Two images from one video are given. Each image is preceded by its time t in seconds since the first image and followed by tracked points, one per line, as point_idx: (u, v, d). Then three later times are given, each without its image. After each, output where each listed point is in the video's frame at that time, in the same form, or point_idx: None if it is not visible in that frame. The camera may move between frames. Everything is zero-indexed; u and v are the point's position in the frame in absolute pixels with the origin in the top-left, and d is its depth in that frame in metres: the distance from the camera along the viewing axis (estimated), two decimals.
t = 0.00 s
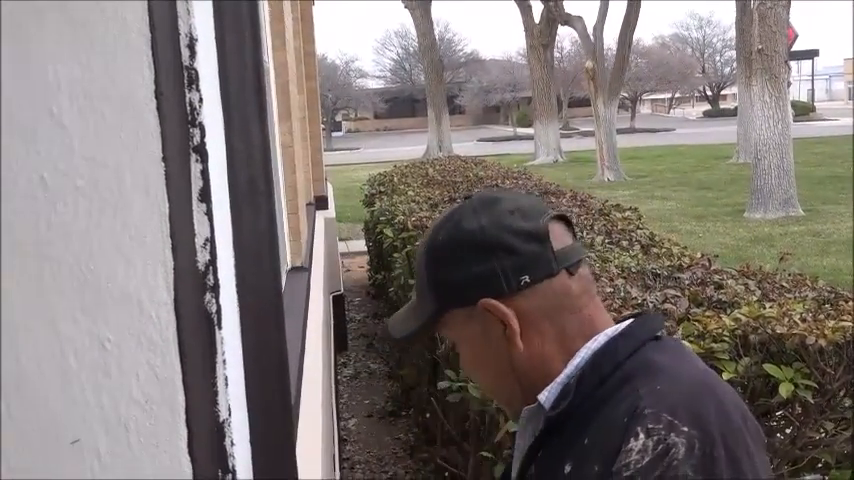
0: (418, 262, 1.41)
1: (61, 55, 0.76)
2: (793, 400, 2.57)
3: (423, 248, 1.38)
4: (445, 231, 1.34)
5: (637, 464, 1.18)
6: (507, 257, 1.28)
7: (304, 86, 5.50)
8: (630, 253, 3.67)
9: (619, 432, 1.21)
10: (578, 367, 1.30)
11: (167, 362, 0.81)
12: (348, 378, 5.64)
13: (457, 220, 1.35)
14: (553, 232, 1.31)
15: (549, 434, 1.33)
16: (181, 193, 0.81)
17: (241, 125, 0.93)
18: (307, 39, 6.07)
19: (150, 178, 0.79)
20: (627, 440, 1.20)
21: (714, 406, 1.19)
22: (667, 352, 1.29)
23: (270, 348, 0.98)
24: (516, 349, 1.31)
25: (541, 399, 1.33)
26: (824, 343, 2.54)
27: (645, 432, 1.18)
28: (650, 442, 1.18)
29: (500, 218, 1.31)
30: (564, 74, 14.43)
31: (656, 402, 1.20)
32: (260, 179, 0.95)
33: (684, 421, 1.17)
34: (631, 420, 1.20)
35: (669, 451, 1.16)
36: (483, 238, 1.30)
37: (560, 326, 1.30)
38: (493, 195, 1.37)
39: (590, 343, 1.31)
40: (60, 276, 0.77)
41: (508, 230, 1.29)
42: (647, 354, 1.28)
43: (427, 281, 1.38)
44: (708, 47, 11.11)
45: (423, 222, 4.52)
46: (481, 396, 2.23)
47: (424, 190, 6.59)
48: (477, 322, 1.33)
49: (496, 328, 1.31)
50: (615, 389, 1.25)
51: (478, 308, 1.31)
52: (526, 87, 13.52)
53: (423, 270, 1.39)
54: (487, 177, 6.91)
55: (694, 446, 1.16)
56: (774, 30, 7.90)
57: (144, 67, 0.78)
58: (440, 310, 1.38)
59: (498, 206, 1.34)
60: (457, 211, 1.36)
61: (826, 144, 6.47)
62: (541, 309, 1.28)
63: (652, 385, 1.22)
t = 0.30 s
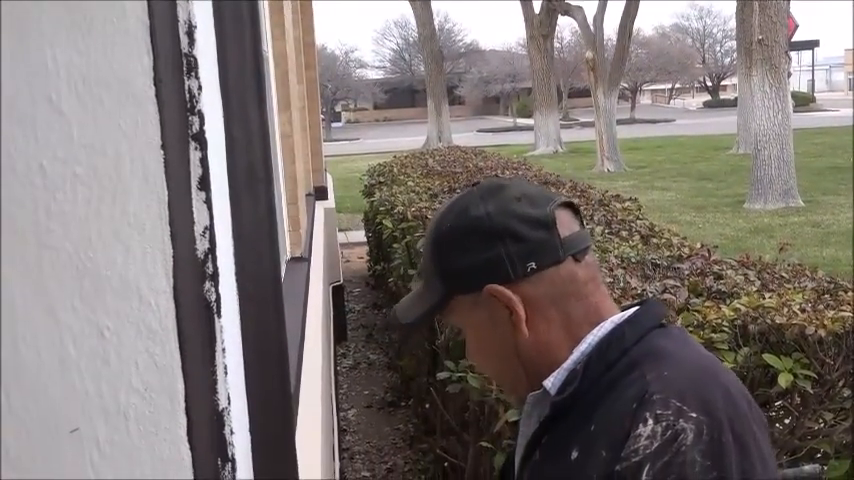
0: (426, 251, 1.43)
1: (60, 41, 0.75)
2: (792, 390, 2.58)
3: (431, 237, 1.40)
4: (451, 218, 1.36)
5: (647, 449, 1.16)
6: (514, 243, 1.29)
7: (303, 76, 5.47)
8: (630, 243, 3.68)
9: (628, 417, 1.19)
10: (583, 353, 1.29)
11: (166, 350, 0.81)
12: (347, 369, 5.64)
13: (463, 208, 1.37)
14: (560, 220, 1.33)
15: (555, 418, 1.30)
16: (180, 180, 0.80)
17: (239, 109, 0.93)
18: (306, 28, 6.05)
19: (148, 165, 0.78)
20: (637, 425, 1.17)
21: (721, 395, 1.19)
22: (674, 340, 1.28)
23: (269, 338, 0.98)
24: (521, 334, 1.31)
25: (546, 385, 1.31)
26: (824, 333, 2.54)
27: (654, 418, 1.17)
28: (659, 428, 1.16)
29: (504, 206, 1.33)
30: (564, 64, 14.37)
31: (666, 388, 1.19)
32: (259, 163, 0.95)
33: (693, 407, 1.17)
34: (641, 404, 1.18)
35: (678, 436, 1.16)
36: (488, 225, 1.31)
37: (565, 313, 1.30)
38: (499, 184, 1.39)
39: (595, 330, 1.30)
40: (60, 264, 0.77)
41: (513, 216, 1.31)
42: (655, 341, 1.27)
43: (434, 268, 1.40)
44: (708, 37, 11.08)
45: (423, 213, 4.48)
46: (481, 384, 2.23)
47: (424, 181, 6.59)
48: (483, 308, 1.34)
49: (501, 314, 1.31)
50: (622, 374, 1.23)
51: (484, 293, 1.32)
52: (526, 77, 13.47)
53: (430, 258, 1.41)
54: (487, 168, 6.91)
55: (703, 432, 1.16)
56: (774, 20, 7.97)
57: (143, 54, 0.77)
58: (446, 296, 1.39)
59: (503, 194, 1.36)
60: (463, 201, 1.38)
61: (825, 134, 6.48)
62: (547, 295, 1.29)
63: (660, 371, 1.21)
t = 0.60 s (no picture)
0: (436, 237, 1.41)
1: (59, 32, 0.75)
2: (792, 385, 2.58)
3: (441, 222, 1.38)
4: (463, 204, 1.34)
5: (666, 441, 1.16)
6: (528, 233, 1.28)
7: (303, 70, 5.46)
8: (630, 238, 3.67)
9: (645, 409, 1.19)
10: (593, 345, 1.30)
11: (166, 342, 0.81)
12: (346, 363, 5.64)
13: (477, 194, 1.35)
14: (573, 212, 1.32)
15: (565, 410, 1.29)
16: (179, 172, 0.79)
17: (239, 102, 0.93)
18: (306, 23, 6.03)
19: (148, 157, 0.78)
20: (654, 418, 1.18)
21: (735, 387, 1.21)
22: (683, 333, 1.29)
23: (269, 332, 0.98)
24: (531, 325, 1.31)
25: (556, 376, 1.32)
26: (824, 328, 2.54)
27: (673, 409, 1.18)
28: (678, 420, 1.17)
29: (519, 195, 1.31)
30: (565, 60, 14.33)
31: (682, 380, 1.20)
32: (260, 155, 0.95)
33: (711, 398, 1.18)
34: (657, 395, 1.19)
35: (697, 428, 1.17)
36: (502, 213, 1.30)
37: (576, 305, 1.30)
38: (512, 172, 1.37)
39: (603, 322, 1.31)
40: (59, 255, 0.77)
41: (529, 205, 1.30)
42: (665, 334, 1.28)
43: (443, 255, 1.38)
44: (709, 33, 11.12)
45: (423, 207, 4.46)
46: (480, 379, 2.23)
47: (424, 176, 6.57)
48: (493, 297, 1.32)
49: (510, 305, 1.31)
50: (635, 366, 1.24)
51: (495, 283, 1.31)
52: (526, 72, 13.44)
53: (439, 243, 1.39)
54: (487, 162, 6.89)
55: (721, 423, 1.18)
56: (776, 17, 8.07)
57: (144, 46, 0.77)
58: (456, 283, 1.37)
59: (517, 182, 1.34)
60: (476, 187, 1.37)
61: (826, 131, 6.47)
62: (559, 287, 1.29)
63: (674, 363, 1.22)
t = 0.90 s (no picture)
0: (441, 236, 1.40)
1: (63, 32, 0.75)
2: (793, 388, 2.58)
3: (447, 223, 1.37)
4: (469, 205, 1.33)
5: (672, 445, 1.17)
6: (534, 236, 1.27)
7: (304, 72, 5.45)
8: (631, 240, 3.68)
9: (651, 413, 1.19)
10: (599, 348, 1.30)
11: (168, 344, 0.81)
12: (347, 364, 5.64)
13: (483, 194, 1.34)
14: (579, 214, 1.32)
15: (571, 413, 1.28)
16: (183, 173, 0.79)
17: (242, 103, 0.93)
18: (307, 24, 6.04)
19: (152, 160, 0.78)
20: (661, 422, 1.18)
21: (741, 391, 1.22)
22: (689, 337, 1.29)
23: (272, 335, 0.97)
24: (535, 327, 1.30)
25: (560, 380, 1.31)
26: (825, 331, 2.55)
27: (680, 414, 1.18)
28: (685, 425, 1.17)
29: (525, 197, 1.30)
30: (565, 61, 14.34)
31: (688, 385, 1.20)
32: (262, 157, 0.95)
33: (716, 403, 1.19)
34: (663, 400, 1.19)
35: (704, 433, 1.17)
36: (508, 216, 1.29)
37: (580, 307, 1.30)
38: (517, 172, 1.36)
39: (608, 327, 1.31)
40: (63, 257, 0.77)
41: (534, 208, 1.29)
42: (671, 338, 1.28)
43: (448, 255, 1.37)
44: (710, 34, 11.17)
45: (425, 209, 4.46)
46: (482, 380, 2.23)
47: (425, 177, 6.58)
48: (498, 298, 1.32)
49: (515, 306, 1.31)
50: (641, 370, 1.24)
51: (500, 284, 1.31)
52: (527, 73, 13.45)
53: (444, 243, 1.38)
54: (488, 164, 6.89)
55: (728, 428, 1.18)
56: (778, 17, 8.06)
57: (147, 49, 0.77)
58: (461, 284, 1.36)
59: (523, 183, 1.33)
60: (481, 187, 1.35)
61: (826, 132, 6.49)
62: (564, 290, 1.29)
63: (680, 368, 1.22)
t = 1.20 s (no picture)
0: (442, 233, 1.39)
1: (66, 30, 0.75)
2: (796, 387, 2.57)
3: (448, 220, 1.36)
4: (471, 203, 1.32)
5: (671, 443, 1.16)
6: (533, 236, 1.27)
7: (307, 71, 5.47)
8: (634, 239, 3.68)
9: (650, 412, 1.19)
10: (598, 347, 1.30)
11: (172, 342, 0.80)
12: (350, 363, 5.64)
13: (485, 193, 1.33)
14: (579, 213, 1.31)
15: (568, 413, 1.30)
16: (187, 171, 0.79)
17: (245, 100, 0.93)
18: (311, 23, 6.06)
19: (156, 158, 0.78)
20: (659, 421, 1.17)
21: (742, 391, 1.19)
22: (687, 337, 1.28)
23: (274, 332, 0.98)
24: (533, 326, 1.30)
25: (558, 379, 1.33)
26: (829, 330, 2.55)
27: (678, 412, 1.16)
28: (683, 423, 1.16)
29: (525, 197, 1.30)
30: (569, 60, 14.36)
31: (686, 383, 1.19)
32: (266, 156, 0.95)
33: (715, 399, 1.17)
34: (661, 398, 1.19)
35: (703, 431, 1.15)
36: (510, 214, 1.28)
37: (577, 307, 1.29)
38: (518, 171, 1.35)
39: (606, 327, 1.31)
40: (67, 255, 0.77)
41: (534, 208, 1.28)
42: (669, 338, 1.27)
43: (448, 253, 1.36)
44: (713, 34, 11.16)
45: (427, 208, 4.44)
46: (484, 379, 2.23)
47: (427, 175, 6.58)
48: (496, 297, 1.32)
49: (513, 306, 1.30)
50: (639, 370, 1.24)
51: (498, 284, 1.30)
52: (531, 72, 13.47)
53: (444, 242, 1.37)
54: (491, 163, 6.89)
55: (727, 426, 1.16)
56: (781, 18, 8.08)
57: (151, 47, 0.76)
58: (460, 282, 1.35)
59: (523, 183, 1.32)
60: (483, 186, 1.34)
61: (829, 131, 6.49)
62: (561, 290, 1.28)
63: (679, 367, 1.21)
